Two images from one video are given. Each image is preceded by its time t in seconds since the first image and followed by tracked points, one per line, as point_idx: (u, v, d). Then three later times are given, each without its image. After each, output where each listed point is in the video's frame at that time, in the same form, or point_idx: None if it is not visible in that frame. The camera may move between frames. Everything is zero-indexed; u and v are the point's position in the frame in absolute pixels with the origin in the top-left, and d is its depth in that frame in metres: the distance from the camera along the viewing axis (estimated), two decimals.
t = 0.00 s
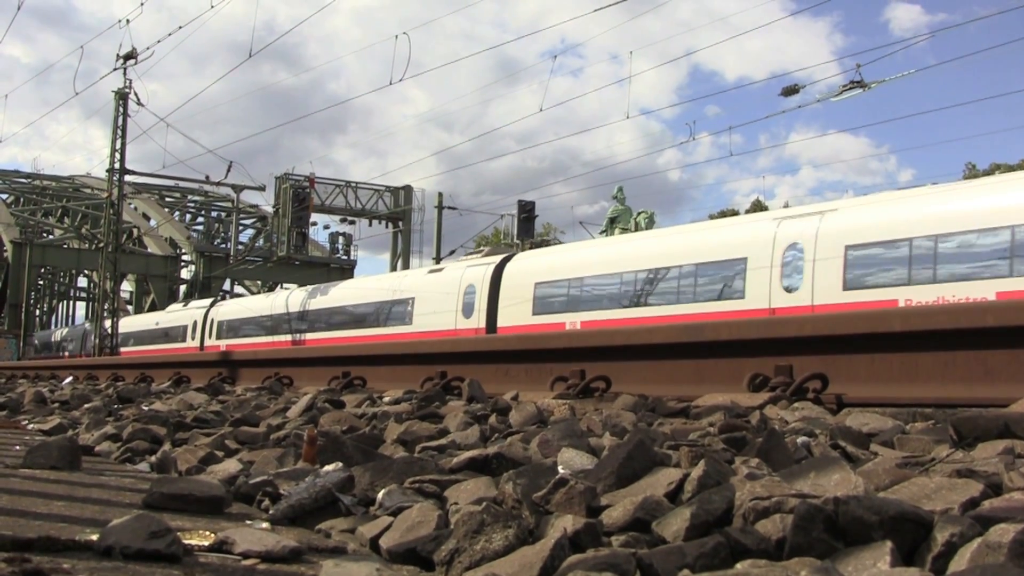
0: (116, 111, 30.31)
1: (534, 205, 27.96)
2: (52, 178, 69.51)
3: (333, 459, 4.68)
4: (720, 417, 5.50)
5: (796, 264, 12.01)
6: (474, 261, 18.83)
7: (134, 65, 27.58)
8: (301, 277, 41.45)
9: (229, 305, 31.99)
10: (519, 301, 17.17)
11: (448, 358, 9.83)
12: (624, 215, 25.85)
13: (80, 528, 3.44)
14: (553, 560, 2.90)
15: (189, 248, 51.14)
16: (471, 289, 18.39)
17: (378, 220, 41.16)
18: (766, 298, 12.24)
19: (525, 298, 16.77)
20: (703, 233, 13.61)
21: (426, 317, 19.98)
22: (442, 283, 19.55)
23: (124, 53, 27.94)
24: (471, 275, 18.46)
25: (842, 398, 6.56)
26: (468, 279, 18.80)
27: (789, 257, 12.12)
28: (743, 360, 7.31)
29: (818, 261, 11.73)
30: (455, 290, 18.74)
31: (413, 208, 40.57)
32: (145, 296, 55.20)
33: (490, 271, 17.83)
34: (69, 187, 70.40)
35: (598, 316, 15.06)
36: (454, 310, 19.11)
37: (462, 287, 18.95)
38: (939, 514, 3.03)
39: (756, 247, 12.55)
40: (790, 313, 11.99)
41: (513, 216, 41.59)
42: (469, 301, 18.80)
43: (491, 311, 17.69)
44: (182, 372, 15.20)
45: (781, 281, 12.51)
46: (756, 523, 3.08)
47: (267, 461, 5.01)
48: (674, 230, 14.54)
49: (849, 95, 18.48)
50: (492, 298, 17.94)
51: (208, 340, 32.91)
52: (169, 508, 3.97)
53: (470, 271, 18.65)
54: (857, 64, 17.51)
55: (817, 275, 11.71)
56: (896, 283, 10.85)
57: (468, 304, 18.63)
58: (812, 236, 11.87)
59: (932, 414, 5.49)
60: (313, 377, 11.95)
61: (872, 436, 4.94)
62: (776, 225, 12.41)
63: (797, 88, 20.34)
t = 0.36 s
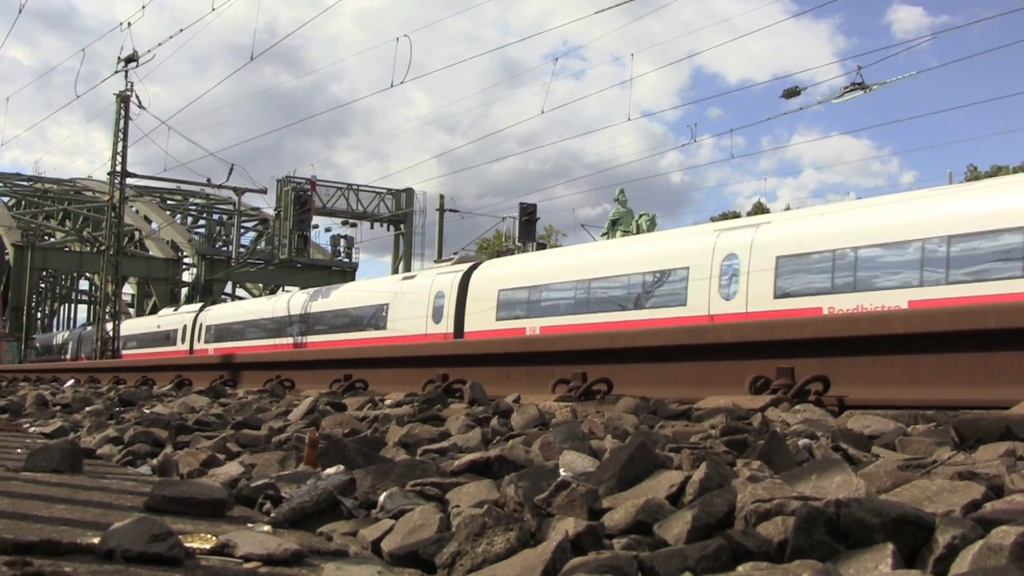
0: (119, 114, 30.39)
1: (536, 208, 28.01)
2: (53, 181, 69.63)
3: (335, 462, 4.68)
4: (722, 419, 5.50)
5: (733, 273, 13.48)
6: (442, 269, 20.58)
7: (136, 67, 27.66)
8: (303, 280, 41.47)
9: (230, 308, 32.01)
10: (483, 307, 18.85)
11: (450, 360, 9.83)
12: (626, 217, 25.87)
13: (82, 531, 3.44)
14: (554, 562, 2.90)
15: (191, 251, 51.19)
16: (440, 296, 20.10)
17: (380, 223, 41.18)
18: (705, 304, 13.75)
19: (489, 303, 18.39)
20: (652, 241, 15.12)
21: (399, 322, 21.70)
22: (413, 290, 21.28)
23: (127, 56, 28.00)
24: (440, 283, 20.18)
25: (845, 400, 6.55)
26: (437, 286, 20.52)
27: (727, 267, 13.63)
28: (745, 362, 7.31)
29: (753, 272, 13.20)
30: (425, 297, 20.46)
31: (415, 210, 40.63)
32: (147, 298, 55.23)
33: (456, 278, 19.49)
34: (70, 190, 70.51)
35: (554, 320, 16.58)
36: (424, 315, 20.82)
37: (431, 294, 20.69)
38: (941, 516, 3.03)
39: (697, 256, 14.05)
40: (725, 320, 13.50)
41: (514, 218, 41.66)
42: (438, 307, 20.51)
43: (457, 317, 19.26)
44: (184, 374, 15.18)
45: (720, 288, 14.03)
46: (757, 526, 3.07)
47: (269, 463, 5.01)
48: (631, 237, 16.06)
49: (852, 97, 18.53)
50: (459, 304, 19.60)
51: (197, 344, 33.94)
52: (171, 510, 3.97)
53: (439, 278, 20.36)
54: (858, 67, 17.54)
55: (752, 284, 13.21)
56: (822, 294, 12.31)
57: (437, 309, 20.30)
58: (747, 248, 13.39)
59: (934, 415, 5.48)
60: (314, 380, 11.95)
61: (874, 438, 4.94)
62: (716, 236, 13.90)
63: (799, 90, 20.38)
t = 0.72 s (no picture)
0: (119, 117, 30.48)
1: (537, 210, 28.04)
2: (54, 184, 69.81)
3: (335, 465, 4.68)
4: (722, 422, 5.50)
5: (679, 283, 15.37)
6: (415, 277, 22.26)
7: (137, 70, 27.78)
8: (305, 283, 41.49)
9: (231, 310, 32.03)
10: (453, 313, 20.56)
11: (451, 363, 9.82)
12: (626, 220, 25.88)
13: (82, 534, 3.44)
14: (555, 565, 2.90)
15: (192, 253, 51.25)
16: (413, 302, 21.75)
17: (381, 225, 41.22)
18: (652, 312, 15.65)
19: (458, 312, 20.23)
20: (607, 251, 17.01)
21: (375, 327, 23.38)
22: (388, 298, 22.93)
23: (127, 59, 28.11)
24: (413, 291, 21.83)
25: (845, 403, 6.54)
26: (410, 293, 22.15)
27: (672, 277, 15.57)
28: (746, 365, 7.31)
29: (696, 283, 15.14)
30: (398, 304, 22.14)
31: (416, 213, 40.68)
32: (148, 301, 55.29)
33: (427, 286, 21.20)
34: (71, 193, 70.72)
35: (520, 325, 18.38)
36: (399, 321, 22.49)
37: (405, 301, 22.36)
38: (942, 519, 3.03)
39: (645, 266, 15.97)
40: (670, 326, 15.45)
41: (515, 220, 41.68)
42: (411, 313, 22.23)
43: (428, 323, 21.12)
44: (185, 377, 15.19)
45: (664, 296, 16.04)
46: (758, 529, 3.08)
47: (269, 466, 5.01)
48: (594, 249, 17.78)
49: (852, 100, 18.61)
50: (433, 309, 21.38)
51: (185, 348, 34.74)
52: (171, 514, 3.97)
53: (412, 286, 22.03)
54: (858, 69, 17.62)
55: (694, 293, 15.11)
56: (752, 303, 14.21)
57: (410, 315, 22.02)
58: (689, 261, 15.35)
59: (935, 418, 5.48)
60: (315, 383, 11.95)
61: (874, 441, 4.94)
62: (663, 248, 15.82)
63: (799, 93, 20.43)
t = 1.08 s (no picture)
0: (120, 120, 30.51)
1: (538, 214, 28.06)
2: (55, 188, 70.00)
3: (336, 468, 4.68)
4: (723, 426, 5.50)
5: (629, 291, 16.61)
6: (390, 285, 23.79)
7: (137, 74, 27.85)
8: (306, 286, 41.54)
9: (233, 314, 32.05)
10: (426, 320, 21.90)
11: (452, 367, 9.81)
12: (628, 224, 25.88)
13: (83, 539, 3.44)
14: (554, 570, 2.90)
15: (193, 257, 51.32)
16: (389, 308, 23.19)
17: (382, 229, 41.24)
18: (604, 320, 16.90)
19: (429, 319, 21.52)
20: (566, 263, 18.27)
21: (354, 332, 24.75)
22: (366, 304, 24.33)
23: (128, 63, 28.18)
24: (388, 298, 23.29)
25: (846, 406, 6.53)
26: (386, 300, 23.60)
27: (622, 286, 16.76)
28: (746, 369, 7.30)
29: (644, 292, 16.29)
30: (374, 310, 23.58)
31: (417, 217, 40.71)
32: (148, 304, 55.35)
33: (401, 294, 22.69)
34: (72, 197, 70.91)
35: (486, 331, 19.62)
36: (374, 327, 23.97)
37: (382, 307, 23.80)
38: (943, 523, 3.03)
39: (599, 276, 17.18)
40: (621, 333, 16.56)
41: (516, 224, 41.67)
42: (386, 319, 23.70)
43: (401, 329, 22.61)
44: (185, 381, 15.19)
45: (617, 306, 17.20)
46: (760, 532, 3.07)
47: (271, 470, 5.01)
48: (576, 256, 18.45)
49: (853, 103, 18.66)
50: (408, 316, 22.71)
51: (175, 353, 35.54)
52: (172, 518, 3.97)
53: (387, 294, 23.54)
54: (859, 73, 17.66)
55: (642, 301, 16.31)
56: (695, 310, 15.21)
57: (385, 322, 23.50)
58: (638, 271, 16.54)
59: (936, 421, 5.48)
60: (316, 386, 11.95)
61: (875, 444, 4.94)
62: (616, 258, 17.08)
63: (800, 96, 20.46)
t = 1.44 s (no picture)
0: (121, 124, 30.55)
1: (539, 218, 28.08)
2: (56, 192, 70.11)
3: (338, 472, 4.69)
4: (724, 430, 5.50)
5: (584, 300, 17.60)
6: (367, 293, 25.09)
7: (138, 78, 27.94)
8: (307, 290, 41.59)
9: (235, 317, 32.06)
10: (399, 326, 23.15)
11: (453, 371, 9.81)
12: (629, 227, 25.87)
13: (84, 543, 3.44)
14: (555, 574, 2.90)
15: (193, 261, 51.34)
16: (365, 315, 24.51)
17: (383, 233, 41.24)
18: (561, 328, 17.91)
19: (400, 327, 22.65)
20: (524, 274, 19.33)
21: (334, 338, 26.06)
22: (345, 311, 25.62)
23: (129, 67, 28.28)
24: (365, 305, 24.59)
25: (847, 410, 6.55)
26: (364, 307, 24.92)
27: (579, 295, 17.74)
28: (748, 372, 7.30)
29: (598, 301, 17.27)
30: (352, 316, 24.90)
31: (418, 221, 40.73)
32: (149, 308, 55.38)
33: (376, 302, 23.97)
34: (73, 201, 71.00)
35: (453, 338, 20.73)
36: (352, 333, 25.27)
37: (358, 314, 25.09)
38: (944, 527, 3.03)
39: (557, 286, 18.17)
40: (578, 341, 17.59)
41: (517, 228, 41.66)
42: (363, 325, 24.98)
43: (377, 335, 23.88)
44: (186, 385, 15.20)
45: (575, 314, 18.21)
46: (760, 536, 3.07)
47: (272, 474, 5.02)
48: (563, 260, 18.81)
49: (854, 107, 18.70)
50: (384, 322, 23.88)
51: (166, 358, 36.43)
52: (173, 522, 3.97)
53: (364, 301, 24.85)
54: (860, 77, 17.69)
55: (596, 310, 17.29)
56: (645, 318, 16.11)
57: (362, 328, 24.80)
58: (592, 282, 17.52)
59: (937, 426, 5.47)
60: (317, 390, 11.94)
61: (876, 448, 4.93)
62: (573, 269, 18.07)
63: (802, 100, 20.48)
